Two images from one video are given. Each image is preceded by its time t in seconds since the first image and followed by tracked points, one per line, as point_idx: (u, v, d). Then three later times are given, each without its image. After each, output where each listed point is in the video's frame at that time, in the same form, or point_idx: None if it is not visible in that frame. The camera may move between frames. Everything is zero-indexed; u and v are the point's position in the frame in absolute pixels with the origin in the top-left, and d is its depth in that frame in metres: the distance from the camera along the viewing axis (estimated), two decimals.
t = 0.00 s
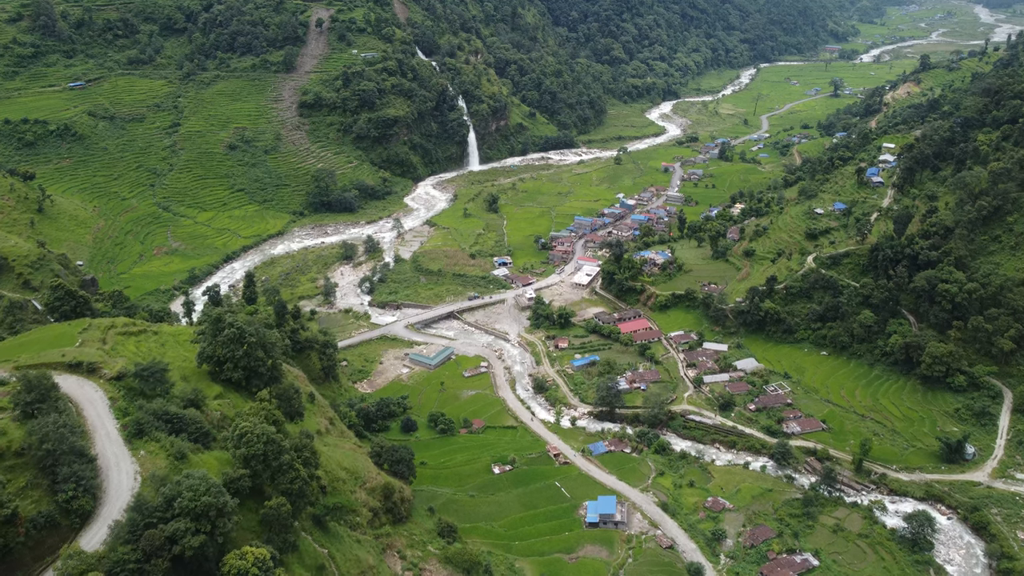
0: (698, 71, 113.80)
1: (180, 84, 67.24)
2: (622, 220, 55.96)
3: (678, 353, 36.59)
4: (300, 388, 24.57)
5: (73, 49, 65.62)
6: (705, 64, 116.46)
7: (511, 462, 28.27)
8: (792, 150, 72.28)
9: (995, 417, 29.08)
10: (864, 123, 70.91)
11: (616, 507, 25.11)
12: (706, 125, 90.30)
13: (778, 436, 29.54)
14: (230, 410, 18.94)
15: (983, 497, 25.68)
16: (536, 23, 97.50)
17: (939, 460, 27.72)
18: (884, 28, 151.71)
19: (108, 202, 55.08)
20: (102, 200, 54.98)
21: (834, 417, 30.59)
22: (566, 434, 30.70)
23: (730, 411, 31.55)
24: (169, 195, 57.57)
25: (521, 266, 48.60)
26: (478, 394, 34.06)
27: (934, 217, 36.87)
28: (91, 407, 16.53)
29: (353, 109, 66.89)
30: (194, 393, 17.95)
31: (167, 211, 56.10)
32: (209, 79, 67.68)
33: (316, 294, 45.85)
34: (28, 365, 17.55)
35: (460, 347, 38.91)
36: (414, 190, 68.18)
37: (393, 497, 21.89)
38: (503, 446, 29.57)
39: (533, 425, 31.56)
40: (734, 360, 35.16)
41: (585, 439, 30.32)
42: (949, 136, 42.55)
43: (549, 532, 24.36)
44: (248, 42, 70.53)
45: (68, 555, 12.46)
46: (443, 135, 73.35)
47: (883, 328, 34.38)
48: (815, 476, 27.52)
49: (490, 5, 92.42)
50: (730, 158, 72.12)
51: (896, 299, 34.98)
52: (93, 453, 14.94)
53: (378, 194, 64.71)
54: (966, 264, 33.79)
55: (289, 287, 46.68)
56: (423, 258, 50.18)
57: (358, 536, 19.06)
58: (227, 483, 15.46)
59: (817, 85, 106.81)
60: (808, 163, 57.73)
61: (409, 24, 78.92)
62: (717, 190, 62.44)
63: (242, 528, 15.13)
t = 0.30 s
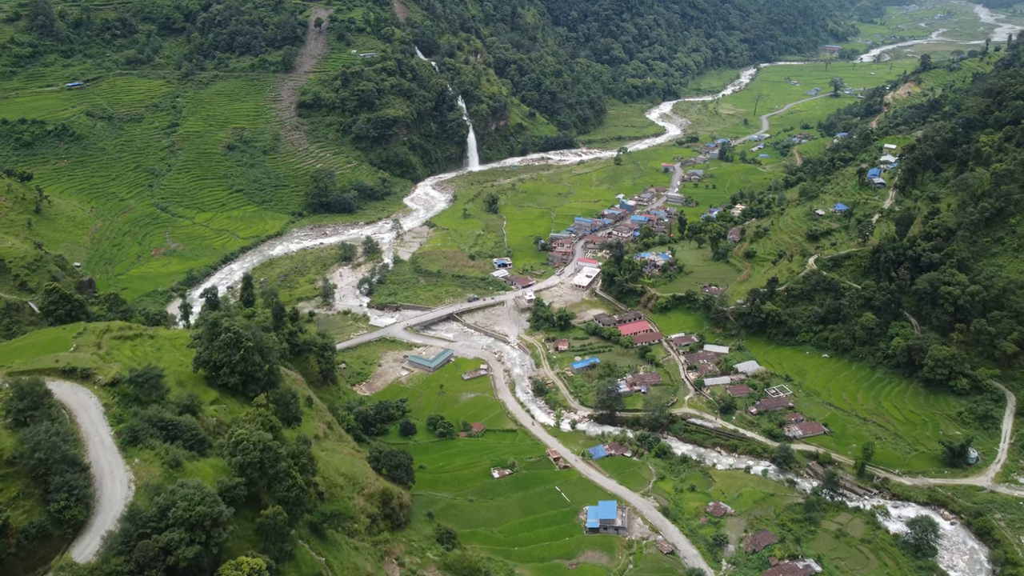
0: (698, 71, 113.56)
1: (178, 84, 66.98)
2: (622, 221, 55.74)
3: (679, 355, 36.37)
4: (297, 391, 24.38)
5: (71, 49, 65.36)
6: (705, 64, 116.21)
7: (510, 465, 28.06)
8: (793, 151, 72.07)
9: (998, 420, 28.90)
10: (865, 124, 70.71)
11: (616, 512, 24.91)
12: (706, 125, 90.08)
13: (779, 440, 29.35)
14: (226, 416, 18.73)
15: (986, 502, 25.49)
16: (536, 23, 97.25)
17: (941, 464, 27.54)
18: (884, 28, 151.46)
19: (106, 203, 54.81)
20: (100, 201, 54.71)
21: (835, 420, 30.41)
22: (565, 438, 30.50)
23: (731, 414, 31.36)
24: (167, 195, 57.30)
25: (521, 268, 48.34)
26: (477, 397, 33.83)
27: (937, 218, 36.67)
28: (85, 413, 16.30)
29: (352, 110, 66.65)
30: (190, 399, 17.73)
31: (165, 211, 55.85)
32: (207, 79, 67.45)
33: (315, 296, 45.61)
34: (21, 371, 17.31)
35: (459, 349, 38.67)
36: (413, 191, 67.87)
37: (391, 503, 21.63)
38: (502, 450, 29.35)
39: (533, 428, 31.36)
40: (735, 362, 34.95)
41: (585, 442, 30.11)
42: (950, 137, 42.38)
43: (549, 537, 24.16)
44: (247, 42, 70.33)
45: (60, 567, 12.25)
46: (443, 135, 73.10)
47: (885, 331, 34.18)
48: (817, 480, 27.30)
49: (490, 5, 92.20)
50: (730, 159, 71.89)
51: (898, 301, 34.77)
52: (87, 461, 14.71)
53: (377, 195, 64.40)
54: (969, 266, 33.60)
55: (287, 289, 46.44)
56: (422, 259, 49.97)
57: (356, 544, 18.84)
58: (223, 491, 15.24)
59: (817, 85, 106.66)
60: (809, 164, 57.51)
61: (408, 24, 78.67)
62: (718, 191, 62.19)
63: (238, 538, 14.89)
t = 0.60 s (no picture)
0: (698, 71, 113.32)
1: (176, 84, 66.71)
2: (622, 222, 55.51)
3: (680, 358, 36.14)
4: (294, 396, 24.16)
5: (69, 49, 65.11)
6: (705, 64, 115.96)
7: (510, 470, 27.84)
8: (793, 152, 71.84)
9: (1002, 424, 28.69)
10: (866, 124, 70.50)
11: (617, 517, 24.67)
12: (706, 126, 89.84)
13: (781, 444, 29.17)
14: (222, 423, 18.50)
15: (990, 507, 25.28)
16: (535, 23, 96.99)
17: (944, 469, 27.33)
18: (884, 28, 151.22)
19: (104, 203, 54.56)
20: (98, 202, 54.45)
21: (837, 424, 30.21)
22: (566, 441, 30.27)
23: (732, 418, 31.16)
24: (166, 196, 57.04)
25: (520, 269, 48.06)
26: (476, 400, 33.60)
27: (939, 220, 36.44)
28: (79, 421, 16.07)
29: (351, 110, 66.40)
30: (186, 406, 17.50)
31: (163, 212, 55.57)
32: (206, 79, 67.21)
33: (313, 297, 45.37)
34: (13, 378, 17.06)
35: (459, 352, 38.43)
36: (412, 191, 67.59)
37: (390, 509, 21.40)
38: (502, 454, 29.12)
39: (533, 432, 31.11)
40: (736, 365, 34.75)
41: (585, 446, 29.88)
42: (952, 138, 42.16)
43: (549, 543, 23.93)
44: (246, 42, 70.11)
45: None
46: (442, 136, 72.82)
47: (887, 333, 33.97)
48: (819, 484, 27.11)
49: (490, 5, 91.97)
50: (730, 159, 71.66)
51: (900, 304, 34.53)
52: (80, 470, 14.49)
53: (376, 196, 64.10)
54: (971, 268, 33.38)
55: (286, 291, 46.18)
56: (422, 260, 49.72)
57: (354, 552, 18.61)
58: (218, 501, 15.03)
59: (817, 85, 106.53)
60: (810, 164, 57.27)
61: (407, 24, 78.38)
62: (718, 192, 61.94)
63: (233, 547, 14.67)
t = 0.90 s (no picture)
0: (698, 71, 113.07)
1: (175, 84, 66.48)
2: (622, 223, 55.26)
3: (681, 361, 35.93)
4: (292, 401, 23.92)
5: (67, 49, 64.86)
6: (705, 64, 115.72)
7: (510, 474, 27.64)
8: (794, 152, 71.60)
9: (1005, 428, 28.50)
10: (867, 125, 70.28)
11: (618, 523, 24.45)
12: (706, 126, 89.63)
13: (783, 448, 28.99)
14: (218, 429, 18.29)
15: (994, 513, 25.07)
16: (535, 23, 96.74)
17: (948, 473, 27.13)
18: (884, 28, 151.00)
19: (102, 204, 54.32)
20: (96, 203, 54.20)
21: (840, 428, 30.04)
22: (566, 445, 30.05)
23: (733, 422, 30.98)
24: (164, 197, 56.80)
25: (520, 270, 47.79)
26: (476, 403, 33.37)
27: (942, 222, 36.19)
28: (73, 428, 15.83)
29: (351, 110, 66.14)
30: (182, 412, 17.28)
31: (162, 213, 55.34)
32: (205, 79, 66.95)
33: (312, 299, 45.12)
34: (6, 384, 16.83)
35: (458, 354, 38.18)
36: (412, 192, 67.32)
37: (388, 516, 21.16)
38: (502, 458, 28.91)
39: (533, 436, 30.91)
40: (738, 368, 34.56)
41: (586, 450, 29.67)
42: (955, 139, 41.92)
43: (550, 549, 23.73)
44: (245, 42, 69.87)
45: None
46: (442, 136, 72.52)
47: (889, 336, 33.75)
48: (822, 489, 26.92)
49: (489, 5, 91.71)
50: (731, 159, 71.45)
51: (902, 306, 34.27)
52: (73, 479, 14.26)
53: (375, 197, 63.82)
54: (974, 270, 33.15)
55: (284, 292, 45.93)
56: (421, 262, 49.47)
57: (352, 559, 18.39)
58: (213, 511, 14.82)
59: (818, 85, 106.28)
60: (811, 165, 57.01)
61: (407, 24, 78.09)
62: (719, 193, 61.69)
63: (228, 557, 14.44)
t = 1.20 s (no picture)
0: (698, 71, 112.84)
1: (173, 84, 66.27)
2: (622, 224, 55.04)
3: (681, 363, 35.72)
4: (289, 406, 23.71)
5: (65, 49, 64.65)
6: (704, 64, 115.46)
7: (510, 479, 27.42)
8: (795, 153, 71.37)
9: (1008, 433, 28.29)
10: (868, 126, 70.09)
11: (618, 529, 24.21)
12: (706, 126, 89.41)
13: (785, 453, 28.80)
14: (214, 436, 18.07)
15: (998, 518, 24.86)
16: (535, 23, 96.48)
17: (951, 478, 26.92)
18: (884, 28, 150.87)
19: (100, 205, 54.08)
20: (94, 204, 53.97)
21: (842, 432, 29.86)
22: (566, 449, 29.83)
23: (735, 425, 30.80)
24: (162, 197, 56.57)
25: (520, 272, 47.52)
26: (475, 407, 33.14)
27: (944, 223, 35.96)
28: (66, 436, 15.59)
29: (350, 110, 65.90)
30: (176, 420, 17.04)
31: (160, 214, 55.10)
32: (203, 79, 66.69)
33: (311, 301, 44.91)
34: None
35: (458, 357, 37.93)
36: (411, 193, 67.00)
37: (387, 522, 20.93)
38: (502, 463, 28.69)
39: (533, 439, 30.69)
40: (739, 371, 34.37)
41: (586, 454, 29.45)
42: (957, 140, 41.70)
43: (550, 555, 23.50)
44: (244, 42, 69.63)
45: None
46: (441, 136, 72.17)
47: (891, 339, 33.54)
48: (824, 494, 26.70)
49: (489, 5, 91.46)
50: (731, 160, 71.23)
51: (905, 309, 34.02)
52: (66, 489, 14.02)
53: (375, 197, 63.54)
54: (977, 273, 32.94)
55: (283, 295, 45.69)
56: (420, 263, 49.21)
57: (349, 568, 18.16)
58: (208, 521, 14.61)
59: (818, 85, 106.09)
60: (812, 166, 56.80)
61: (406, 24, 77.82)
62: (719, 194, 61.46)
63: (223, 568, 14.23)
